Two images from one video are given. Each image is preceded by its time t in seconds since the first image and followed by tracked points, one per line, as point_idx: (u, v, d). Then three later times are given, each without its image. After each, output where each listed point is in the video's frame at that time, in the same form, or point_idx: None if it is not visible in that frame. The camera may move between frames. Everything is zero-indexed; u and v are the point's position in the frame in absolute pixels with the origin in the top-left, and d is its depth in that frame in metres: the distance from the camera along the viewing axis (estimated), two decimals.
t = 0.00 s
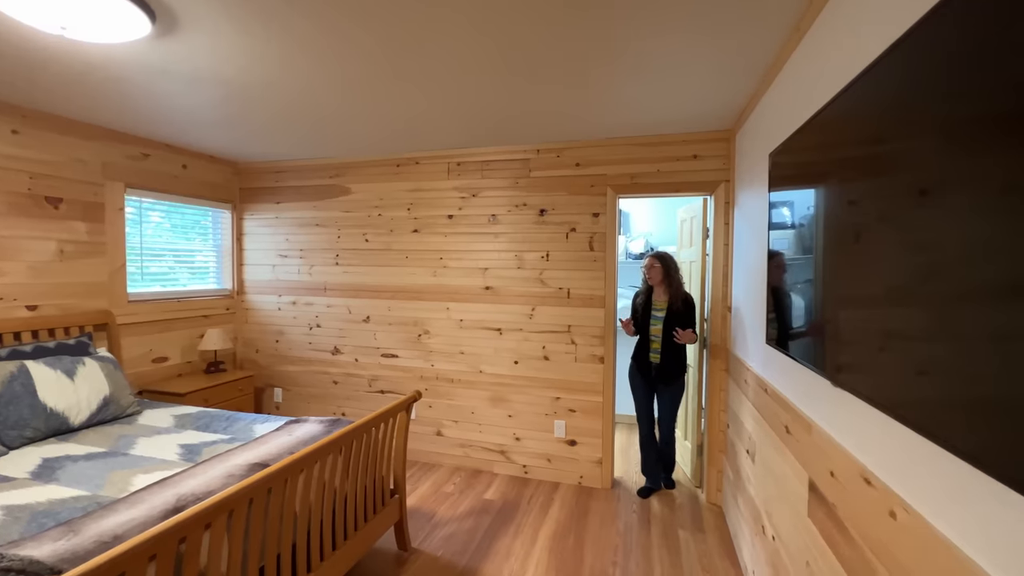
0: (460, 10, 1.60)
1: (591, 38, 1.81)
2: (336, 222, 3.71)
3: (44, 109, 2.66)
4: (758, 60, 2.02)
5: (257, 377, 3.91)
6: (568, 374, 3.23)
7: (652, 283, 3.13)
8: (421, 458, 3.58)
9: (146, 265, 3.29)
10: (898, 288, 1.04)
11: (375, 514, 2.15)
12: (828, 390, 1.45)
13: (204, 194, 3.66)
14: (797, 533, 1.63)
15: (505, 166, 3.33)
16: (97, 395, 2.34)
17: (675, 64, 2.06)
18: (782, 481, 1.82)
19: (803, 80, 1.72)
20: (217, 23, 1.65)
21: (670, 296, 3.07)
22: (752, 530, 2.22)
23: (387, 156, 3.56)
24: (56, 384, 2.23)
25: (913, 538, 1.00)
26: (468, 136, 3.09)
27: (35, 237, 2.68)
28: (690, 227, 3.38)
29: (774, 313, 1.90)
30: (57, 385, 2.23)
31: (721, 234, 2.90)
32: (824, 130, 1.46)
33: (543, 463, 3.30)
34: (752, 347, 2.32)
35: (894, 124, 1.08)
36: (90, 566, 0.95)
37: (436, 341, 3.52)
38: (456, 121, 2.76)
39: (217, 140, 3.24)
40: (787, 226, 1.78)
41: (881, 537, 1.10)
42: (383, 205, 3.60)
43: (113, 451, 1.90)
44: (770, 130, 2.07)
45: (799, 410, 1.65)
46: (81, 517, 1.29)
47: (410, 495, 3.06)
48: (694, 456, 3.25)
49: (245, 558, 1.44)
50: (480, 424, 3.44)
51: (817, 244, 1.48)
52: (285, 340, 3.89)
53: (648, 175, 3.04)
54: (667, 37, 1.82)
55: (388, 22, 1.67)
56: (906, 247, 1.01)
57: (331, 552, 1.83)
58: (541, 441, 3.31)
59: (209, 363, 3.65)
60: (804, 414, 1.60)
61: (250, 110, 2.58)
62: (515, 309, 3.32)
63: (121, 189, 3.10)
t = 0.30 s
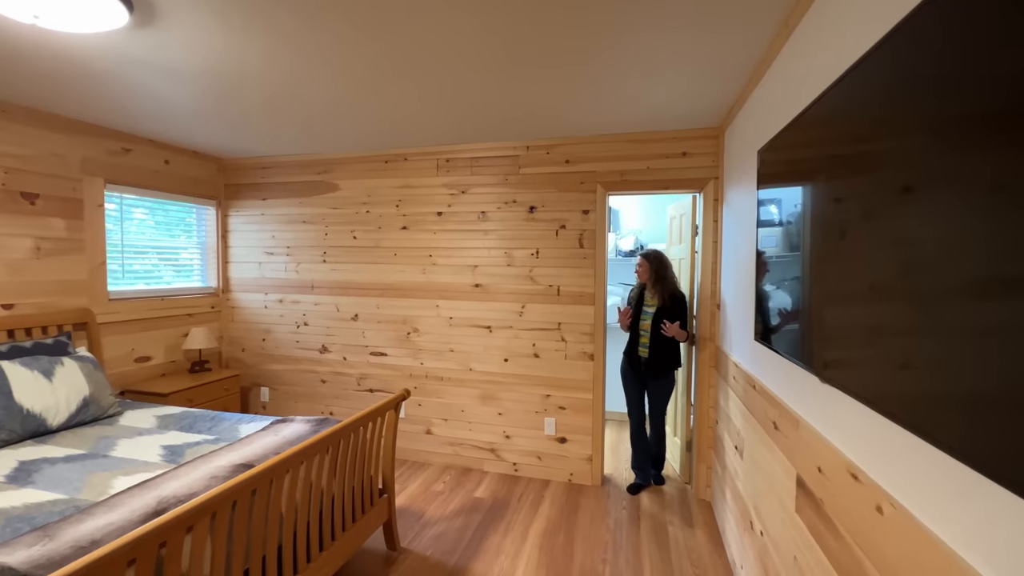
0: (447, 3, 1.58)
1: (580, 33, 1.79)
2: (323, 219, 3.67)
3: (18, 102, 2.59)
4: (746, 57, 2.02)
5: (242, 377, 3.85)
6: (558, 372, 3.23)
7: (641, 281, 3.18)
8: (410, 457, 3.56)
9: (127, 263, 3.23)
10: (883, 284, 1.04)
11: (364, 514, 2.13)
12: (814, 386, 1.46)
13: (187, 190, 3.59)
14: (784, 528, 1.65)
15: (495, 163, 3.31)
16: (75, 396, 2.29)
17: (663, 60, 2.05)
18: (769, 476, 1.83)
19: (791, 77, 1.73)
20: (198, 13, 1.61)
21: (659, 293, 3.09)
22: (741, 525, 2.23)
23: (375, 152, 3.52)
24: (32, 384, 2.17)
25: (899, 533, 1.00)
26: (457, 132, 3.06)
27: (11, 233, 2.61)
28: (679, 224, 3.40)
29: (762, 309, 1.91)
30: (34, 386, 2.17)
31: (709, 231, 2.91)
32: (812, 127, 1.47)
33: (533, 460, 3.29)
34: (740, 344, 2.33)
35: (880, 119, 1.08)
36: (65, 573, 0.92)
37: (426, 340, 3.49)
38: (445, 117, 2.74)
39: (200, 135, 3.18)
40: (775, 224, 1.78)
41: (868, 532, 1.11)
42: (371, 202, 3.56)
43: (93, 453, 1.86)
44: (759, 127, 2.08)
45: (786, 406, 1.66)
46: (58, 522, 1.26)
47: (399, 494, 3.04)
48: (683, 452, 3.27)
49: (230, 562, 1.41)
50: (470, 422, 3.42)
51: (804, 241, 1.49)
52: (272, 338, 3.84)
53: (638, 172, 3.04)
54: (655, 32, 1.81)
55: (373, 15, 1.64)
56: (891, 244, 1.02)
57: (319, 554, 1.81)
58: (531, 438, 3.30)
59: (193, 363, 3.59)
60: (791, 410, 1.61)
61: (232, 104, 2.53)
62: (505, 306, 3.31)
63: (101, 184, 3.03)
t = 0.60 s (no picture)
0: None
1: (566, 27, 1.77)
2: (309, 216, 3.61)
3: None
4: (735, 52, 2.01)
5: (227, 376, 3.79)
6: (547, 370, 3.21)
7: (634, 278, 3.21)
8: (399, 457, 3.52)
9: (106, 261, 3.15)
10: (871, 281, 1.03)
11: (350, 516, 2.11)
12: (802, 384, 1.45)
13: (169, 187, 3.52)
14: (772, 526, 1.65)
15: (483, 160, 3.28)
16: (51, 398, 2.23)
17: (651, 55, 2.04)
18: (757, 474, 1.83)
19: (779, 73, 1.73)
20: (173, 2, 1.56)
21: (651, 291, 3.12)
22: (729, 522, 2.23)
23: (362, 148, 3.47)
24: (6, 386, 2.11)
25: (886, 534, 1.00)
26: (445, 129, 3.03)
27: None
28: (669, 222, 3.40)
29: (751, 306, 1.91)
30: (7, 388, 2.11)
31: (698, 229, 2.91)
32: (800, 123, 1.46)
33: (523, 459, 3.28)
34: (728, 341, 2.33)
35: (868, 115, 1.07)
36: None
37: (414, 338, 3.46)
38: (432, 112, 2.70)
39: (181, 130, 3.11)
40: (763, 222, 1.78)
41: (856, 531, 1.11)
42: (358, 199, 3.51)
43: (68, 456, 1.81)
44: (748, 125, 2.07)
45: (774, 404, 1.66)
46: (28, 529, 1.22)
47: (387, 494, 3.00)
48: (672, 450, 3.28)
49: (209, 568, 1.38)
50: (459, 421, 3.40)
51: (792, 240, 1.49)
52: (257, 338, 3.78)
53: (627, 169, 3.03)
54: (643, 27, 1.80)
55: (355, 7, 1.60)
56: (879, 242, 1.01)
57: (303, 557, 1.78)
58: (521, 437, 3.28)
59: (176, 363, 3.52)
60: (779, 408, 1.61)
61: (213, 97, 2.48)
62: (494, 304, 3.28)
63: (78, 180, 2.95)
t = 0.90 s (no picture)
0: None
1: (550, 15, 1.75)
2: (293, 213, 3.54)
3: None
4: (723, 46, 2.00)
5: (208, 377, 3.71)
6: (535, 369, 3.19)
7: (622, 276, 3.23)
8: (385, 457, 3.47)
9: (81, 258, 3.06)
10: (858, 279, 1.02)
11: (332, 519, 2.10)
12: (789, 384, 1.44)
13: (146, 182, 3.43)
14: (759, 526, 1.64)
15: (470, 156, 3.24)
16: (21, 400, 2.15)
17: (636, 47, 2.02)
18: (744, 473, 1.82)
19: (766, 68, 1.71)
20: None
21: (639, 289, 3.14)
22: (716, 521, 2.23)
23: (347, 144, 3.41)
24: None
25: (872, 538, 0.99)
26: (431, 124, 2.99)
27: None
28: (656, 220, 3.40)
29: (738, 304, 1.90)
30: None
31: (686, 227, 2.90)
32: (787, 119, 1.44)
33: (510, 459, 3.25)
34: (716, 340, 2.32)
35: (853, 113, 1.06)
36: None
37: (400, 337, 3.41)
38: (416, 106, 2.66)
39: (159, 123, 3.04)
40: (750, 220, 1.77)
41: (843, 533, 1.09)
42: (343, 195, 3.45)
43: (37, 462, 1.74)
44: (734, 122, 2.05)
45: (760, 403, 1.66)
46: None
47: (373, 496, 2.96)
48: (659, 448, 3.27)
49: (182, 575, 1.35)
50: (446, 421, 3.36)
51: (779, 238, 1.47)
52: (239, 337, 3.71)
53: (615, 167, 3.01)
54: (626, 16, 1.78)
55: None
56: (865, 240, 0.99)
57: (283, 563, 1.77)
58: (509, 437, 3.26)
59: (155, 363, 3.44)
60: (765, 408, 1.60)
61: (191, 88, 2.41)
62: (482, 303, 3.25)
63: (51, 175, 2.86)
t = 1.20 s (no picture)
0: None
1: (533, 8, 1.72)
2: (274, 210, 3.47)
3: None
4: (708, 41, 1.99)
5: (187, 379, 3.63)
6: (520, 368, 3.17)
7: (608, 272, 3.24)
8: (370, 459, 3.43)
9: (53, 257, 2.98)
10: (842, 277, 1.01)
11: (314, 523, 2.06)
12: (774, 382, 1.43)
13: (120, 178, 3.34)
14: (743, 524, 1.64)
15: (455, 153, 3.20)
16: None
17: (620, 42, 2.00)
18: (729, 472, 1.82)
19: (751, 64, 1.70)
20: None
21: (623, 286, 3.15)
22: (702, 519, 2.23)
23: (329, 140, 3.35)
24: None
25: (858, 542, 0.97)
26: (414, 119, 2.94)
27: None
28: (643, 218, 3.40)
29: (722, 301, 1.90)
30: None
31: (672, 225, 2.90)
32: (772, 116, 1.44)
33: (496, 459, 3.23)
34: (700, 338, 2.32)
35: (838, 111, 1.05)
36: None
37: (385, 337, 3.36)
38: (399, 100, 2.61)
39: (134, 117, 2.95)
40: (736, 218, 1.76)
41: (826, 534, 1.08)
42: (325, 192, 3.39)
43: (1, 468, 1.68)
44: (720, 119, 2.05)
45: (745, 402, 1.65)
46: None
47: (356, 498, 2.91)
48: (646, 446, 3.27)
49: None
50: (432, 421, 3.32)
51: (763, 236, 1.46)
52: (219, 337, 3.63)
53: (601, 164, 3.00)
54: (611, 11, 1.76)
55: None
56: (849, 237, 0.98)
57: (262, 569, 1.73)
58: (495, 437, 3.23)
59: (130, 365, 3.35)
60: (750, 407, 1.60)
61: (165, 80, 2.34)
62: (467, 301, 3.22)
63: (19, 170, 2.76)
